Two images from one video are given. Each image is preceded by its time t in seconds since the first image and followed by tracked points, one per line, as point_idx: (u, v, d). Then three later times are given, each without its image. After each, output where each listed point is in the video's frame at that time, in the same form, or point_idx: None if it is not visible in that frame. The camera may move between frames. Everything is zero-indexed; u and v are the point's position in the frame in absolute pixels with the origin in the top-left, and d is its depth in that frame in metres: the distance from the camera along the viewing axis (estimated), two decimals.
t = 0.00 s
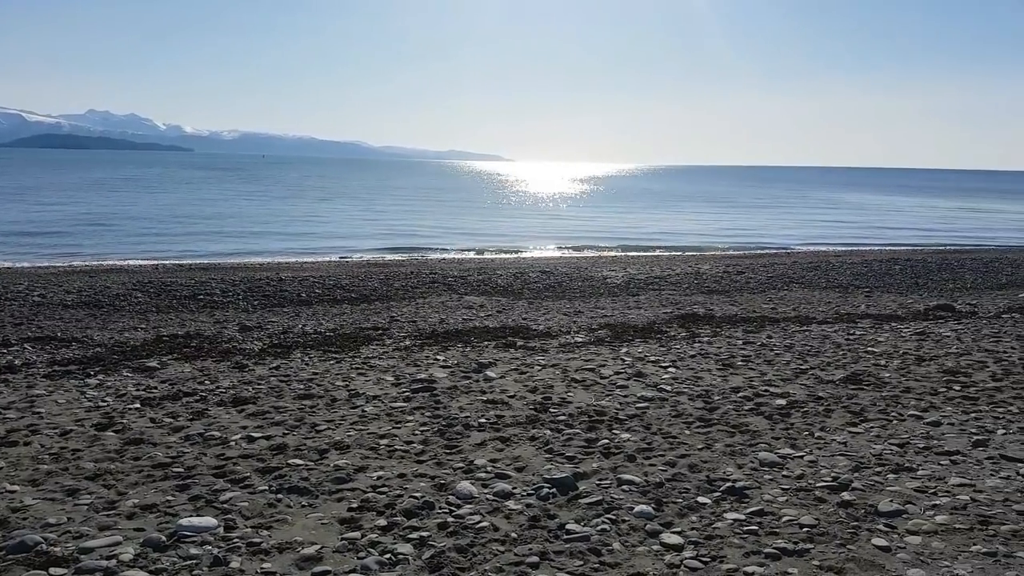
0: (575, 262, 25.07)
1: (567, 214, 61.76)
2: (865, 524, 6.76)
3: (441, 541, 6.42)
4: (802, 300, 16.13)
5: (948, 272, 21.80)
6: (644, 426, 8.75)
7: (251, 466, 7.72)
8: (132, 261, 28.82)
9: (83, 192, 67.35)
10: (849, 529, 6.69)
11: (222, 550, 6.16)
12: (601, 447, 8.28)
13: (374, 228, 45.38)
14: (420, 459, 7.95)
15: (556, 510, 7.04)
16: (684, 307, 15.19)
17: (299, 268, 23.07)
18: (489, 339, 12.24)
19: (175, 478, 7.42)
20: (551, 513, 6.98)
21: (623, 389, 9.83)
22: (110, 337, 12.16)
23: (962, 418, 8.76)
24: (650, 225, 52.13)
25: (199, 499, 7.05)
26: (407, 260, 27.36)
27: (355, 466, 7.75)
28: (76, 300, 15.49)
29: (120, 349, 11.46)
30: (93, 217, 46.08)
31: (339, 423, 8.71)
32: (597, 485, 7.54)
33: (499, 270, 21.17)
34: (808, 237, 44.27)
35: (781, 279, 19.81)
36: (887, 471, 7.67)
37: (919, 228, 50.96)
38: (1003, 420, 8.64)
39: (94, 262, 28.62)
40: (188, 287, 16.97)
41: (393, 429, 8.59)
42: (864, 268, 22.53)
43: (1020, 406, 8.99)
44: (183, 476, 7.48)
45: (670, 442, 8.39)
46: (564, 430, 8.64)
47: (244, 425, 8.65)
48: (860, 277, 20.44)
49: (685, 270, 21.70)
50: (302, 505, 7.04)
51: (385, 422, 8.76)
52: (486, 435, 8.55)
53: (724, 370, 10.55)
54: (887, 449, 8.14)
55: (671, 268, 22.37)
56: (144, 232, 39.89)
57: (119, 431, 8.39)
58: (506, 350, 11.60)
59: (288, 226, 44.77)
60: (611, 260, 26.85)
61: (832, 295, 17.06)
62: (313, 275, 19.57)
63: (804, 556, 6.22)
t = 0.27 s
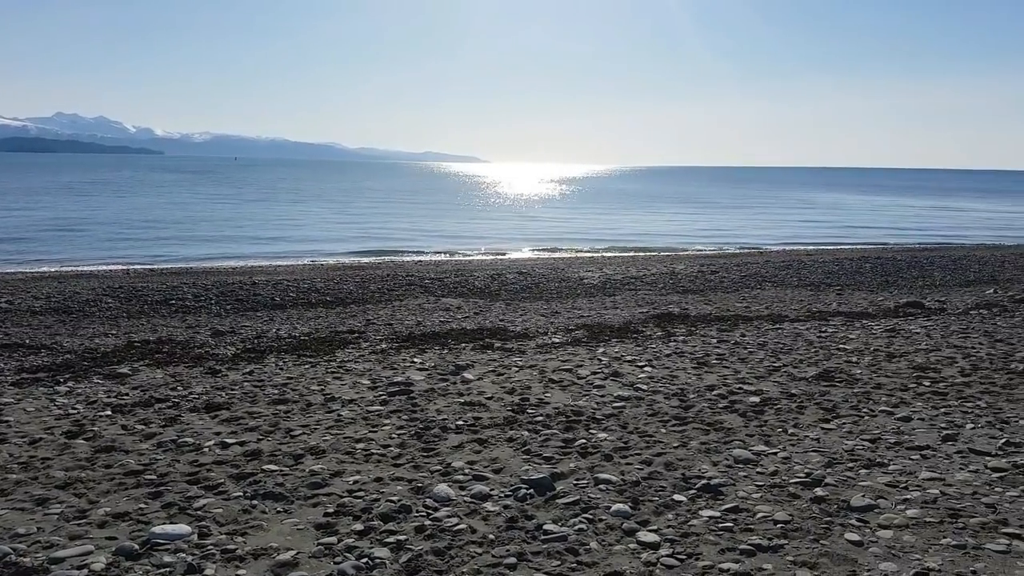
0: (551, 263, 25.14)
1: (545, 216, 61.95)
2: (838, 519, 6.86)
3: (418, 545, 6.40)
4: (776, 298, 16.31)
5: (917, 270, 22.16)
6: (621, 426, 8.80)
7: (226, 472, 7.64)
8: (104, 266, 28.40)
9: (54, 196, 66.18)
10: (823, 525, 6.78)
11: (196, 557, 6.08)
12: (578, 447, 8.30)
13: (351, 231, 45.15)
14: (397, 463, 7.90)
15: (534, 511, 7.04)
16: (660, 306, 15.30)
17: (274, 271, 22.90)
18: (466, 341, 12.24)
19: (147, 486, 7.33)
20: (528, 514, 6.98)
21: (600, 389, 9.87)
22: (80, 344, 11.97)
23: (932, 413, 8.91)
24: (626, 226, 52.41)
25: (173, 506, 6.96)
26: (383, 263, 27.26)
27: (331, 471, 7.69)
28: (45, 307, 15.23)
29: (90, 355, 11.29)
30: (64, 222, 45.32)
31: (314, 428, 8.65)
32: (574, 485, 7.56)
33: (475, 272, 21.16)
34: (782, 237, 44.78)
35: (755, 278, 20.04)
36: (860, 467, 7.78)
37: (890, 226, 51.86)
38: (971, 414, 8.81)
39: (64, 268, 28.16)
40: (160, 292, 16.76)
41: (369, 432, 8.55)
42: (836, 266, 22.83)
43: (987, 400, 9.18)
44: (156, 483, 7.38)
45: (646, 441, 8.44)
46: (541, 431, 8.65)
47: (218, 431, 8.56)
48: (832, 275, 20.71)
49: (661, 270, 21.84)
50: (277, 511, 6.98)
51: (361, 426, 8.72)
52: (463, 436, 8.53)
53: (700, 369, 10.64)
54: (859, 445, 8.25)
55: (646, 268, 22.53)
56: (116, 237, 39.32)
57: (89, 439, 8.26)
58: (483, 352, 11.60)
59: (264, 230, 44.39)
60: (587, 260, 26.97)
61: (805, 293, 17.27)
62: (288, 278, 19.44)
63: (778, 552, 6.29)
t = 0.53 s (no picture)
0: (524, 263, 25.17)
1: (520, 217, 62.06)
2: (807, 515, 6.95)
3: (391, 547, 6.35)
4: (746, 297, 16.50)
5: (883, 268, 22.57)
6: (594, 425, 8.84)
7: (195, 478, 7.54)
8: (68, 269, 27.84)
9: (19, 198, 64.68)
10: (792, 520, 6.87)
11: (164, 564, 5.98)
12: (551, 447, 8.31)
13: (324, 232, 44.83)
14: (369, 465, 7.84)
15: (508, 511, 7.04)
16: (632, 306, 15.40)
17: (244, 273, 22.63)
18: (439, 342, 12.21)
19: (114, 492, 7.20)
20: (502, 514, 6.98)
21: (574, 388, 9.91)
22: (43, 348, 11.72)
23: (898, 409, 9.09)
24: (601, 226, 52.69)
25: (140, 512, 6.84)
26: (354, 264, 27.09)
27: (303, 475, 7.62)
28: (6, 311, 14.88)
29: (54, 360, 11.06)
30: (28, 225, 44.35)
31: (285, 432, 8.57)
32: (548, 484, 7.57)
33: (448, 273, 21.11)
34: (753, 237, 45.38)
35: (725, 277, 20.25)
36: (828, 462, 7.90)
37: (857, 226, 52.76)
38: (936, 410, 9.00)
39: (27, 270, 27.55)
40: (127, 295, 16.51)
41: (341, 435, 8.48)
42: (804, 265, 23.15)
43: (951, 396, 9.38)
44: (123, 490, 7.26)
45: (620, 439, 8.48)
46: (515, 431, 8.65)
47: (187, 436, 8.45)
48: (801, 274, 21.02)
49: (634, 270, 21.99)
50: (248, 516, 6.89)
51: (333, 429, 8.65)
52: (437, 438, 8.50)
53: (672, 368, 10.73)
54: (827, 441, 8.37)
55: (619, 268, 22.66)
56: (82, 240, 38.56)
57: (54, 445, 8.10)
58: (457, 353, 11.59)
59: (235, 231, 43.84)
60: (560, 260, 27.04)
61: (774, 292, 17.50)
62: (258, 280, 19.23)
63: (749, 548, 6.36)
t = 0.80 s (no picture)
0: (499, 264, 25.17)
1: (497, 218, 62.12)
2: (778, 512, 7.01)
3: (364, 550, 6.30)
4: (718, 297, 16.64)
5: (852, 268, 22.89)
6: (568, 425, 8.85)
7: (164, 482, 7.44)
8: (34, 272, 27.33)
9: None
10: (763, 518, 6.93)
11: (132, 570, 5.87)
12: (525, 448, 8.30)
13: (299, 234, 44.51)
14: (341, 468, 7.78)
15: (481, 513, 7.01)
16: (605, 306, 15.47)
17: (214, 275, 22.39)
18: (413, 344, 12.18)
19: (81, 499, 7.08)
20: (475, 516, 6.95)
21: (548, 389, 9.92)
22: (7, 353, 11.51)
23: (866, 407, 9.21)
24: (578, 227, 52.91)
25: (107, 518, 6.73)
26: (327, 266, 26.93)
27: (274, 479, 7.55)
28: None
29: (18, 365, 10.87)
30: None
31: (256, 435, 8.49)
32: (522, 485, 7.56)
33: (422, 274, 21.06)
34: (728, 237, 45.85)
35: (698, 277, 20.42)
36: (798, 460, 7.98)
37: (828, 227, 53.50)
38: (903, 407, 9.14)
39: None
40: (94, 298, 16.27)
41: (313, 439, 8.42)
42: (775, 266, 23.40)
43: (917, 394, 9.53)
44: (90, 496, 7.14)
45: (593, 439, 8.50)
46: (489, 432, 8.64)
47: (156, 440, 8.34)
48: (772, 274, 21.26)
49: (608, 271, 22.09)
50: (218, 521, 6.80)
51: (305, 433, 8.58)
52: (410, 440, 8.46)
53: (645, 367, 10.79)
54: (798, 439, 8.46)
55: (593, 269, 22.75)
56: (51, 242, 37.89)
57: (18, 451, 7.95)
58: (430, 354, 11.56)
59: (208, 233, 43.36)
60: (534, 261, 27.08)
61: (746, 291, 17.67)
62: (229, 282, 19.04)
63: (721, 546, 6.40)
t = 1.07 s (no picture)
0: (474, 267, 25.17)
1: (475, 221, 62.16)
2: (750, 512, 7.08)
3: (337, 556, 6.23)
4: (691, 298, 16.79)
5: (822, 270, 23.23)
6: (543, 427, 8.85)
7: (132, 490, 7.33)
8: None
9: None
10: (735, 517, 6.99)
11: None
12: (500, 451, 8.28)
13: (273, 236, 44.12)
14: (314, 474, 7.71)
15: (456, 517, 6.98)
16: (580, 309, 15.54)
17: (185, 279, 22.14)
18: (387, 348, 12.14)
19: (47, 507, 6.94)
20: (449, 520, 6.92)
21: (523, 391, 9.93)
22: None
23: (836, 407, 9.34)
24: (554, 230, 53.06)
25: (74, 526, 6.60)
26: (301, 269, 26.75)
27: (246, 485, 7.46)
28: None
29: None
30: None
31: (227, 441, 8.39)
32: (496, 488, 7.53)
33: (396, 277, 20.99)
34: (702, 240, 46.29)
35: (671, 279, 20.60)
36: (770, 460, 8.06)
37: (800, 229, 54.31)
38: (872, 407, 9.28)
39: None
40: (60, 302, 16.00)
41: (285, 444, 8.34)
42: (747, 267, 23.68)
43: (885, 393, 9.69)
44: (56, 504, 7.01)
45: (567, 442, 8.52)
46: (463, 436, 8.61)
47: (124, 447, 8.21)
48: (744, 276, 21.50)
49: (582, 273, 22.19)
50: (188, 528, 6.69)
51: (276, 438, 8.50)
52: (384, 444, 8.41)
53: (619, 369, 10.85)
54: (769, 439, 8.55)
55: (567, 271, 22.84)
56: (19, 245, 37.18)
57: None
58: (405, 358, 11.53)
59: (181, 236, 42.84)
60: (509, 263, 27.14)
61: (718, 293, 17.85)
62: (200, 286, 18.83)
63: (694, 547, 6.43)
